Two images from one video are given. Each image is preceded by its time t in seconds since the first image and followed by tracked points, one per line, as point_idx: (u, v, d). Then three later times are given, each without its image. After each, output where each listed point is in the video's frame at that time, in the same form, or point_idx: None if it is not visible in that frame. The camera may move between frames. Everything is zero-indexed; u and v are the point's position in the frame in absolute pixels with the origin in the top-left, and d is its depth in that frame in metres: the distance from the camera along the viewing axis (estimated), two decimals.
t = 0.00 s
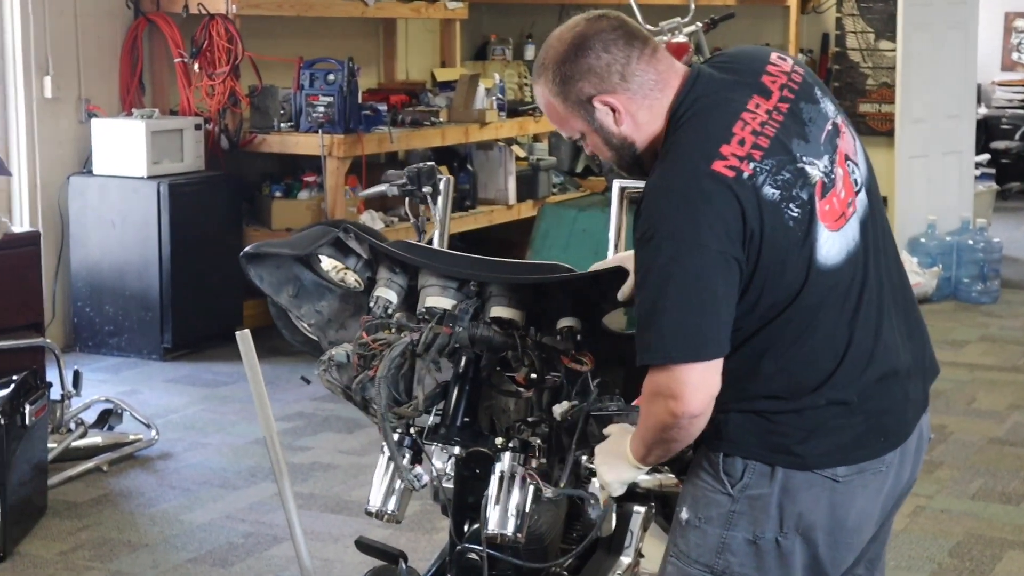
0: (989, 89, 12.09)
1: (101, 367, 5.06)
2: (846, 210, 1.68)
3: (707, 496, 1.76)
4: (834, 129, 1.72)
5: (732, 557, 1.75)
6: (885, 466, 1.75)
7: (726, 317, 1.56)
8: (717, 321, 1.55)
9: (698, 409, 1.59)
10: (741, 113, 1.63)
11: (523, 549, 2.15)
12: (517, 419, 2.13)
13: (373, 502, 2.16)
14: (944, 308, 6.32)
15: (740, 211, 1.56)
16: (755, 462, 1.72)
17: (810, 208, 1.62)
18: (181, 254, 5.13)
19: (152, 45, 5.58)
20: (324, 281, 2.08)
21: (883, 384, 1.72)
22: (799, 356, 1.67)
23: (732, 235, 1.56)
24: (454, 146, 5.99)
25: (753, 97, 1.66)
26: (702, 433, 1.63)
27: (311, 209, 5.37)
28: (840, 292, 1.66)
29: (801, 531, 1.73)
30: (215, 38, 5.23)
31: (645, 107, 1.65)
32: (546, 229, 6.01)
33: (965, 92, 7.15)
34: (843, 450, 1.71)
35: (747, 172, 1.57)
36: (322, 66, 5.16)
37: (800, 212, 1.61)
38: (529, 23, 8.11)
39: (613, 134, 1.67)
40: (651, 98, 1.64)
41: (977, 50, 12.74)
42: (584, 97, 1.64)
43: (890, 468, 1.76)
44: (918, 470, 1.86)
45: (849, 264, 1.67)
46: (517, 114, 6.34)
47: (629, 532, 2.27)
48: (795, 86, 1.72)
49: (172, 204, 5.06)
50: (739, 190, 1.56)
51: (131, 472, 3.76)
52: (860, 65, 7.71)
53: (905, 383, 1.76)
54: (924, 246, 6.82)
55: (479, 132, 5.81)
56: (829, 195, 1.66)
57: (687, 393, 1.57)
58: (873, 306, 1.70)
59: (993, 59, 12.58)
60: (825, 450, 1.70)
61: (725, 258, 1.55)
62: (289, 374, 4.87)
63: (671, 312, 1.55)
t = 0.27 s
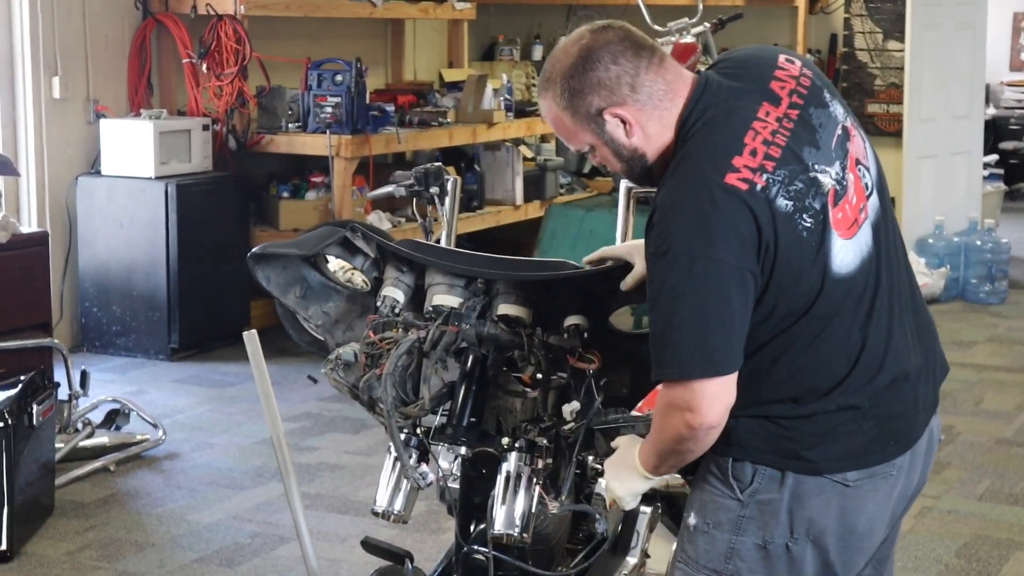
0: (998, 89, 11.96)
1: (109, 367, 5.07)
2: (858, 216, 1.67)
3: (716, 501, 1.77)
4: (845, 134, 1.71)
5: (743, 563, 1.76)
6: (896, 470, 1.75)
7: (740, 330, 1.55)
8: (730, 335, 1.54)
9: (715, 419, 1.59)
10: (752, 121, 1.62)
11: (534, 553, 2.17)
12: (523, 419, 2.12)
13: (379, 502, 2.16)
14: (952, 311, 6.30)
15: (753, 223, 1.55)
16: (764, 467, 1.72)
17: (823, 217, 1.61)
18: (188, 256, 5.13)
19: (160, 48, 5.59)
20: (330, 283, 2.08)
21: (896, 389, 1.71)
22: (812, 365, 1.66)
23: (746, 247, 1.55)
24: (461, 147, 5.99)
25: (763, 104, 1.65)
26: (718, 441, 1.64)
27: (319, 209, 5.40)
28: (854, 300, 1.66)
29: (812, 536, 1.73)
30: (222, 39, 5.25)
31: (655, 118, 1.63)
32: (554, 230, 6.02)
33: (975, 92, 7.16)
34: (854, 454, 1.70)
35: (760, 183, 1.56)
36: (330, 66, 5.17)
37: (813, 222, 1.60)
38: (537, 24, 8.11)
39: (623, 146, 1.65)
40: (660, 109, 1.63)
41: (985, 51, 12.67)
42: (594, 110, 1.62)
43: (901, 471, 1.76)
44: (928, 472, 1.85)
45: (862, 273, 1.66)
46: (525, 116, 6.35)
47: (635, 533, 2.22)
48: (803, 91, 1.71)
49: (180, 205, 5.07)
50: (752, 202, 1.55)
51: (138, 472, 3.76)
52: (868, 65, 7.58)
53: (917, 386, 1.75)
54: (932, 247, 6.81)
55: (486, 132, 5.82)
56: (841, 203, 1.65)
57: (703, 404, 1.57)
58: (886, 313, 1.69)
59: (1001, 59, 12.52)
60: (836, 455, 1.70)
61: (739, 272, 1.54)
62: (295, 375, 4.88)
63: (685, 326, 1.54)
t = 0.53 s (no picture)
0: (997, 86, 11.95)
1: (111, 370, 5.07)
2: (857, 215, 1.67)
3: (718, 506, 1.77)
4: (842, 132, 1.71)
5: (746, 568, 1.76)
6: (899, 475, 1.75)
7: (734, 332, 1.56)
8: (725, 337, 1.55)
9: (706, 423, 1.60)
10: (747, 121, 1.62)
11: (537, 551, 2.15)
12: (526, 419, 2.10)
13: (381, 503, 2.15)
14: (953, 307, 6.31)
15: (747, 225, 1.55)
16: (767, 474, 1.72)
17: (818, 218, 1.61)
18: (189, 258, 5.13)
19: (159, 51, 5.60)
20: (332, 282, 2.06)
21: (898, 392, 1.71)
22: (813, 368, 1.66)
23: (739, 250, 1.55)
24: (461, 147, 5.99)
25: (759, 101, 1.64)
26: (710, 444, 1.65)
27: (321, 210, 5.41)
28: (854, 301, 1.65)
29: (814, 541, 1.74)
30: (222, 41, 5.26)
31: (650, 122, 1.63)
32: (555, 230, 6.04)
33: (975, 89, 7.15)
34: (855, 462, 1.70)
35: (753, 184, 1.56)
36: (329, 67, 5.17)
37: (808, 222, 1.60)
38: (538, 24, 8.12)
39: (619, 150, 1.65)
40: (656, 113, 1.63)
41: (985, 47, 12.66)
42: (589, 116, 1.62)
43: (903, 477, 1.76)
44: (931, 476, 1.85)
45: (861, 273, 1.66)
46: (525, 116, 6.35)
47: (638, 531, 2.22)
48: (800, 90, 1.70)
49: (180, 208, 5.07)
50: (744, 204, 1.55)
51: (140, 475, 3.76)
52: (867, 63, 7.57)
53: (920, 389, 1.75)
54: (933, 244, 6.80)
55: (486, 132, 5.83)
56: (838, 203, 1.65)
57: (693, 408, 1.58)
58: (887, 314, 1.69)
59: (1001, 56, 12.52)
60: (838, 461, 1.70)
61: (731, 275, 1.54)
62: (297, 376, 4.88)
63: (680, 330, 1.55)
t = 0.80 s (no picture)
0: (998, 85, 11.92)
1: (112, 371, 5.07)
2: (849, 208, 1.68)
3: (718, 521, 1.76)
4: (836, 132, 1.74)
5: None
6: (902, 489, 1.74)
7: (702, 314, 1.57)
8: (694, 317, 1.56)
9: (667, 412, 1.61)
10: (734, 113, 1.65)
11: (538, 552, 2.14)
12: (527, 420, 2.09)
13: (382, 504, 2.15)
14: (954, 307, 6.31)
15: (725, 209, 1.56)
16: (767, 489, 1.71)
17: (803, 208, 1.62)
18: (190, 259, 5.13)
19: (160, 51, 5.61)
20: (333, 281, 2.06)
21: (895, 399, 1.69)
22: (805, 365, 1.64)
23: (715, 231, 1.56)
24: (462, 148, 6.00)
25: (751, 98, 1.69)
26: (677, 435, 1.66)
27: (322, 210, 5.40)
28: (847, 297, 1.64)
29: (815, 557, 1.73)
30: (223, 41, 5.26)
31: (638, 122, 1.65)
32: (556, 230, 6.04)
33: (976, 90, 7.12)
34: (855, 477, 1.69)
35: (731, 169, 1.58)
36: (330, 68, 5.16)
37: (792, 210, 1.61)
38: (539, 23, 8.12)
39: (608, 148, 1.68)
40: (644, 113, 1.65)
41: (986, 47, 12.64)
42: (578, 115, 1.65)
43: (905, 492, 1.74)
44: (935, 490, 1.83)
45: (855, 265, 1.65)
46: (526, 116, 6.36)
47: (641, 532, 2.22)
48: (790, 91, 1.74)
49: (181, 208, 5.07)
50: (723, 188, 1.57)
51: (141, 476, 3.76)
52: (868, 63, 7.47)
53: (920, 400, 1.73)
54: (935, 244, 6.81)
55: (489, 132, 5.83)
56: (827, 194, 1.66)
57: (653, 397, 1.60)
58: (883, 314, 1.68)
59: (1002, 56, 12.51)
60: (839, 475, 1.68)
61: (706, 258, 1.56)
62: (298, 377, 4.88)
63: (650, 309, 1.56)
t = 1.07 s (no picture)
0: (1000, 86, 11.91)
1: (113, 370, 5.07)
2: (838, 196, 1.69)
3: (718, 531, 1.76)
4: (833, 130, 1.76)
5: None
6: (902, 496, 1.73)
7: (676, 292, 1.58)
8: (668, 294, 1.58)
9: (640, 398, 1.63)
10: (724, 105, 1.70)
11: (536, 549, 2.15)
12: (528, 419, 2.10)
13: (383, 504, 2.15)
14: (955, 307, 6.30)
15: (703, 187, 1.59)
16: (766, 497, 1.71)
17: (785, 191, 1.64)
18: (191, 258, 5.13)
19: (162, 51, 5.61)
20: (334, 282, 2.05)
21: (887, 397, 1.68)
22: (790, 352, 1.63)
23: (692, 209, 1.59)
24: (463, 147, 5.99)
25: (747, 92, 1.75)
26: (655, 425, 1.67)
27: (322, 210, 5.40)
28: (832, 284, 1.63)
29: (814, 566, 1.72)
30: (225, 40, 5.28)
31: (632, 120, 1.73)
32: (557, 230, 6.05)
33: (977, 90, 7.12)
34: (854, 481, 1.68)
35: (711, 150, 1.62)
36: (332, 67, 5.17)
37: (772, 192, 1.63)
38: (541, 23, 8.12)
39: (607, 145, 1.76)
40: (638, 109, 1.72)
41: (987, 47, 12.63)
42: (575, 115, 1.74)
43: (905, 500, 1.74)
44: (938, 500, 1.82)
45: (840, 251, 1.65)
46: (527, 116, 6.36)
47: (641, 531, 2.22)
48: (789, 92, 1.79)
49: (183, 207, 5.07)
50: (701, 166, 1.60)
51: (142, 475, 3.77)
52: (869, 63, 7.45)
53: (917, 405, 1.72)
54: (935, 244, 6.81)
55: (490, 132, 5.83)
56: (814, 180, 1.68)
57: (625, 382, 1.62)
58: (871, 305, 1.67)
59: (1004, 56, 12.50)
60: (836, 482, 1.68)
61: (682, 236, 1.58)
62: (299, 376, 4.88)
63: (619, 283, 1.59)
